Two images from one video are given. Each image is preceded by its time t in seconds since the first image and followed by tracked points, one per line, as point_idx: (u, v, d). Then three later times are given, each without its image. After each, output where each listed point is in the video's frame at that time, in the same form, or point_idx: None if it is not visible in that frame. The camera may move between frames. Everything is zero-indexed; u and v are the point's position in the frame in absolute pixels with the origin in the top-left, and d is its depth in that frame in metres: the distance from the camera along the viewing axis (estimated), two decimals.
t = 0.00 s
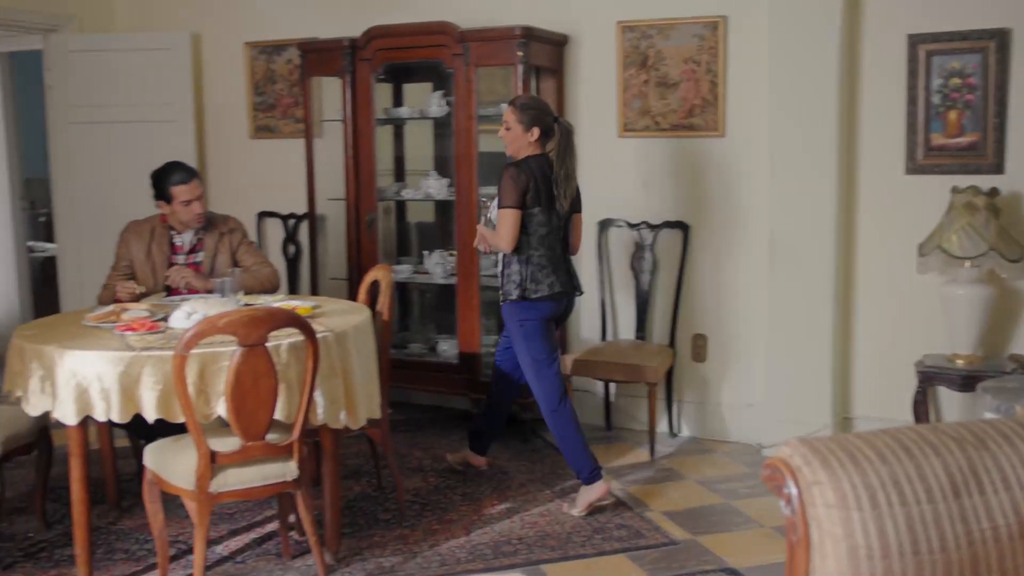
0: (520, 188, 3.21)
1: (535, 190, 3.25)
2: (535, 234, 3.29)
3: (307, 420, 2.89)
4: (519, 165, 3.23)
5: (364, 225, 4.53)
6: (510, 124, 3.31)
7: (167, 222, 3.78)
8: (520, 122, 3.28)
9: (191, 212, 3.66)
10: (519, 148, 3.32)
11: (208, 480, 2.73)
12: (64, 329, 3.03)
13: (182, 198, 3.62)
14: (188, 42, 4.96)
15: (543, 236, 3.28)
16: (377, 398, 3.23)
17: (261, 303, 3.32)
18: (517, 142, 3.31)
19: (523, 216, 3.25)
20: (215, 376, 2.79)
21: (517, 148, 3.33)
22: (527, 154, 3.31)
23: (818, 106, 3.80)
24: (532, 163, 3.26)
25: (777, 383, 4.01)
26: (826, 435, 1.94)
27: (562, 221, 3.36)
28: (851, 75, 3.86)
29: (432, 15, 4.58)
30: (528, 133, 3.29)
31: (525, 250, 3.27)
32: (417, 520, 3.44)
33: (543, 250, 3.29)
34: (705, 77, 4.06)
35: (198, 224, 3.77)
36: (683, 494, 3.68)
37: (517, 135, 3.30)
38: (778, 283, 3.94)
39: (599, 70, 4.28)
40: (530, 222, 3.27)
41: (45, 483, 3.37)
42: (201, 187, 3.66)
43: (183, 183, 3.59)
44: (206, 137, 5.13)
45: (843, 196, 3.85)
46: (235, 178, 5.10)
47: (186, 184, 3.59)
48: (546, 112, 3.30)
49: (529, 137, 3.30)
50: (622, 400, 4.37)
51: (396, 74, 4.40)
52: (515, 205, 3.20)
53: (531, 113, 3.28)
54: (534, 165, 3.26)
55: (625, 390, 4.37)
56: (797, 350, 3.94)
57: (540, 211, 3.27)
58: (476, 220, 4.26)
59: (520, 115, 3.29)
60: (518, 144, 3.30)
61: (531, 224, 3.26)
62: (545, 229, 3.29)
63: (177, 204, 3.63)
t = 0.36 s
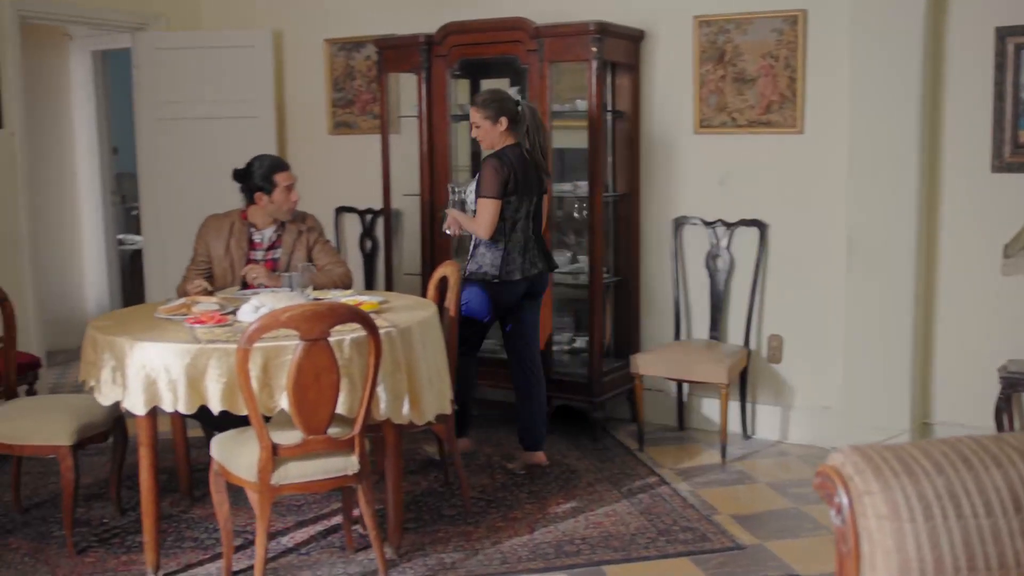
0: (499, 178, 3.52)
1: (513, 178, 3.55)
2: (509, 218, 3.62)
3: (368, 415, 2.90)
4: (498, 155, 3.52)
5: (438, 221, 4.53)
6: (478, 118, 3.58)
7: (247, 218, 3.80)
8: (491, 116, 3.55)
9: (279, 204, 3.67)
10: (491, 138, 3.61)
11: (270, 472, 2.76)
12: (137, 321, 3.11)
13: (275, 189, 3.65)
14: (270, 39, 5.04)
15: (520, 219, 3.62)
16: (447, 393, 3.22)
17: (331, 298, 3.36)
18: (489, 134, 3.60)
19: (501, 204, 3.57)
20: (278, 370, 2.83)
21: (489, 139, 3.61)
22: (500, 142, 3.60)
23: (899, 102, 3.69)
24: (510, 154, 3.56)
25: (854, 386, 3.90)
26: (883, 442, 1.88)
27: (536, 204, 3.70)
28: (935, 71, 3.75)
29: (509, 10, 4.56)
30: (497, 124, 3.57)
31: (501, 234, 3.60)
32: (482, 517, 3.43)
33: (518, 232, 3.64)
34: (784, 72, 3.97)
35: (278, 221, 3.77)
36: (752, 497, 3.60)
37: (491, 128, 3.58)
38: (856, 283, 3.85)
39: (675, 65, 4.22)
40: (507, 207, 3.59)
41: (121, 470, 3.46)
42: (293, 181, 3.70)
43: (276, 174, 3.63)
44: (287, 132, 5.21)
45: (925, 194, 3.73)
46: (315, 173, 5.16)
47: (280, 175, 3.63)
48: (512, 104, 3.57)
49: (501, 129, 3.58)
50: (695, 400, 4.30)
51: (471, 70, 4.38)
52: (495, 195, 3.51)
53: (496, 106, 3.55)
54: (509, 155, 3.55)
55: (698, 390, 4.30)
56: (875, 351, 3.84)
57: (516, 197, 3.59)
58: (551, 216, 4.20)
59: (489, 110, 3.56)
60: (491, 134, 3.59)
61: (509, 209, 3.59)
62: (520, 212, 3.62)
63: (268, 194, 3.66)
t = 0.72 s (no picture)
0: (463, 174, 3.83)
1: (477, 175, 3.85)
2: (475, 211, 3.91)
3: (418, 413, 2.91)
4: (460, 154, 3.81)
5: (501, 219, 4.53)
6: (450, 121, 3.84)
7: (315, 213, 3.74)
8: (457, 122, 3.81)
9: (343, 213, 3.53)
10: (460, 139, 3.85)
11: (320, 467, 2.79)
12: (197, 315, 3.16)
13: (339, 198, 3.48)
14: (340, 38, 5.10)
15: (486, 214, 3.89)
16: (501, 393, 3.22)
17: (388, 294, 3.38)
18: (460, 136, 3.84)
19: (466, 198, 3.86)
20: (330, 366, 2.86)
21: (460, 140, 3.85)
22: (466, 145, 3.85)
23: (973, 100, 3.58)
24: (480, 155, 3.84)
25: (922, 392, 3.80)
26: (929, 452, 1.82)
27: (503, 200, 3.97)
28: (1011, 67, 3.62)
29: (575, 8, 4.54)
30: (464, 126, 3.80)
31: (466, 227, 3.90)
32: (536, 517, 3.42)
33: (484, 225, 3.92)
34: (853, 70, 3.88)
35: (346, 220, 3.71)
36: (813, 504, 3.53)
37: (460, 130, 3.83)
38: (925, 286, 3.74)
39: (742, 63, 4.15)
40: (472, 203, 3.88)
41: (183, 462, 3.53)
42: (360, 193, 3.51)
43: (343, 184, 3.45)
44: (356, 131, 5.27)
45: (999, 195, 3.62)
46: (382, 171, 5.20)
47: (346, 186, 3.45)
48: (477, 108, 3.78)
49: (467, 129, 3.82)
50: (759, 403, 4.22)
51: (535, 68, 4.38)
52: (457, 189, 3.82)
53: (465, 108, 3.79)
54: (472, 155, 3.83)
55: (762, 393, 4.22)
56: (944, 357, 3.73)
57: (479, 194, 3.88)
58: (612, 216, 4.19)
59: (458, 112, 3.80)
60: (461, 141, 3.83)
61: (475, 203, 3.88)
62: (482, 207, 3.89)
63: (330, 200, 3.51)
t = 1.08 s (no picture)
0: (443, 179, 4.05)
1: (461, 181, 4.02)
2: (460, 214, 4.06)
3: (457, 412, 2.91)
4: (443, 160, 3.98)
5: (552, 218, 4.52)
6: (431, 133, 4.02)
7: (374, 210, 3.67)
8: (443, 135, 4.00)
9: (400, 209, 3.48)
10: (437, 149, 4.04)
11: (358, 464, 2.81)
12: (243, 312, 3.20)
13: (397, 193, 3.43)
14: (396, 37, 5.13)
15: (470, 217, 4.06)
16: (541, 393, 3.21)
17: (433, 293, 3.38)
18: (442, 145, 4.04)
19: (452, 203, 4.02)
20: (370, 363, 2.88)
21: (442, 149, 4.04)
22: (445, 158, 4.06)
23: None
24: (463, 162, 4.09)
25: (979, 398, 3.71)
26: (961, 461, 1.77)
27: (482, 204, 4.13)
28: None
29: (630, 6, 4.50)
30: (447, 135, 4.00)
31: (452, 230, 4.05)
32: (579, 517, 3.40)
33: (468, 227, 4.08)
34: (910, 67, 3.79)
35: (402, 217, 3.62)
36: (862, 510, 3.46)
37: (443, 139, 4.01)
38: (983, 289, 3.65)
39: (797, 61, 4.09)
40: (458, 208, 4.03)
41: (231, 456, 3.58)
42: (419, 192, 3.48)
43: (403, 179, 3.41)
44: (412, 129, 5.29)
45: None
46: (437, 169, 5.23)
47: (406, 182, 3.41)
48: (459, 117, 4.00)
49: (450, 138, 4.01)
50: (812, 406, 4.15)
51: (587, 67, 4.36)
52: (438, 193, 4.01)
53: (444, 118, 3.98)
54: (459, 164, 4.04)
55: (815, 396, 4.15)
56: (1002, 362, 3.64)
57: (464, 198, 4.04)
58: (663, 216, 4.15)
59: (439, 122, 3.99)
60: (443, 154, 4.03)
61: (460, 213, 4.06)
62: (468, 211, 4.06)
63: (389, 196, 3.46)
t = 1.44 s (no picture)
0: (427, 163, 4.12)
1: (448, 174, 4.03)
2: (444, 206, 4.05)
3: (486, 410, 2.92)
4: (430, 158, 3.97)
5: (594, 216, 4.51)
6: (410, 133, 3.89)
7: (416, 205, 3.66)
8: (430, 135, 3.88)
9: (435, 204, 3.45)
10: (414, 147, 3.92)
11: (386, 461, 2.83)
12: (277, 309, 3.23)
13: (434, 189, 3.41)
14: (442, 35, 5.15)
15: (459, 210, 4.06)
16: (570, 392, 3.21)
17: (468, 292, 3.39)
18: (424, 144, 3.94)
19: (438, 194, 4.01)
20: (399, 361, 2.89)
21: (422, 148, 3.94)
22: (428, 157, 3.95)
23: None
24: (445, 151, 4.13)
25: None
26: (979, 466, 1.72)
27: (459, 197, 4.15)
28: None
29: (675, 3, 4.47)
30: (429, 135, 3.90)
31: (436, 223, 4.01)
32: (612, 517, 3.38)
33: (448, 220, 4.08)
34: (958, 63, 3.71)
35: (444, 214, 3.60)
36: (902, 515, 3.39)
37: (424, 140, 3.90)
38: None
39: (842, 57, 4.02)
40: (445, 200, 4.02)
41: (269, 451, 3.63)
42: (457, 189, 3.45)
43: (439, 175, 3.39)
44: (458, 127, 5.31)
45: None
46: (482, 167, 5.24)
47: (444, 178, 3.39)
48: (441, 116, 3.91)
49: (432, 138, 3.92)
50: (855, 409, 4.09)
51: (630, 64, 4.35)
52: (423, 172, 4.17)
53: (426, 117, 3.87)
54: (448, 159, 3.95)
55: (859, 399, 4.09)
56: None
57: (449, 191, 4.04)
58: (704, 215, 4.10)
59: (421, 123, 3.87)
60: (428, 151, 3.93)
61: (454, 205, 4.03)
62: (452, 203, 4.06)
63: (426, 192, 3.44)
